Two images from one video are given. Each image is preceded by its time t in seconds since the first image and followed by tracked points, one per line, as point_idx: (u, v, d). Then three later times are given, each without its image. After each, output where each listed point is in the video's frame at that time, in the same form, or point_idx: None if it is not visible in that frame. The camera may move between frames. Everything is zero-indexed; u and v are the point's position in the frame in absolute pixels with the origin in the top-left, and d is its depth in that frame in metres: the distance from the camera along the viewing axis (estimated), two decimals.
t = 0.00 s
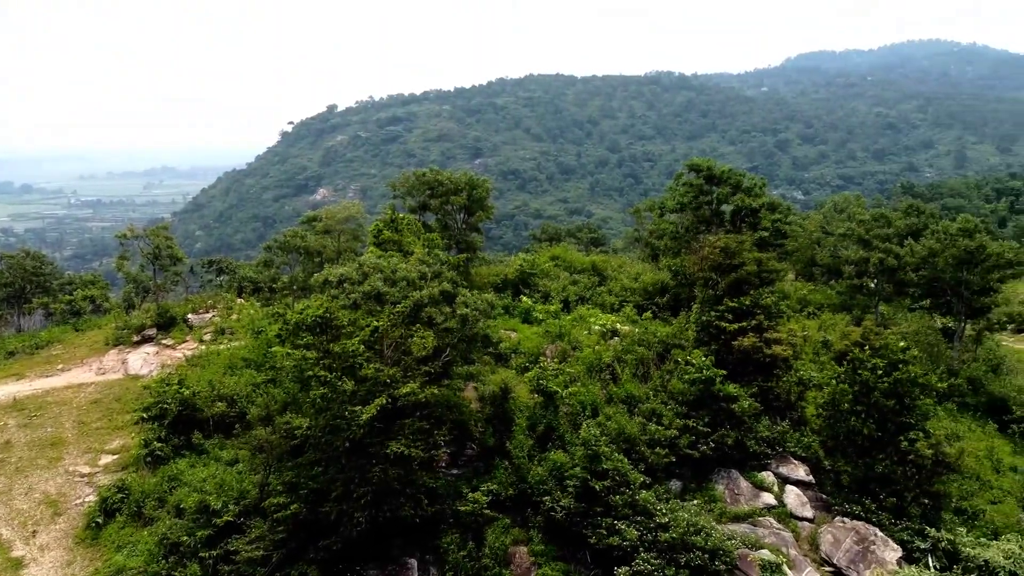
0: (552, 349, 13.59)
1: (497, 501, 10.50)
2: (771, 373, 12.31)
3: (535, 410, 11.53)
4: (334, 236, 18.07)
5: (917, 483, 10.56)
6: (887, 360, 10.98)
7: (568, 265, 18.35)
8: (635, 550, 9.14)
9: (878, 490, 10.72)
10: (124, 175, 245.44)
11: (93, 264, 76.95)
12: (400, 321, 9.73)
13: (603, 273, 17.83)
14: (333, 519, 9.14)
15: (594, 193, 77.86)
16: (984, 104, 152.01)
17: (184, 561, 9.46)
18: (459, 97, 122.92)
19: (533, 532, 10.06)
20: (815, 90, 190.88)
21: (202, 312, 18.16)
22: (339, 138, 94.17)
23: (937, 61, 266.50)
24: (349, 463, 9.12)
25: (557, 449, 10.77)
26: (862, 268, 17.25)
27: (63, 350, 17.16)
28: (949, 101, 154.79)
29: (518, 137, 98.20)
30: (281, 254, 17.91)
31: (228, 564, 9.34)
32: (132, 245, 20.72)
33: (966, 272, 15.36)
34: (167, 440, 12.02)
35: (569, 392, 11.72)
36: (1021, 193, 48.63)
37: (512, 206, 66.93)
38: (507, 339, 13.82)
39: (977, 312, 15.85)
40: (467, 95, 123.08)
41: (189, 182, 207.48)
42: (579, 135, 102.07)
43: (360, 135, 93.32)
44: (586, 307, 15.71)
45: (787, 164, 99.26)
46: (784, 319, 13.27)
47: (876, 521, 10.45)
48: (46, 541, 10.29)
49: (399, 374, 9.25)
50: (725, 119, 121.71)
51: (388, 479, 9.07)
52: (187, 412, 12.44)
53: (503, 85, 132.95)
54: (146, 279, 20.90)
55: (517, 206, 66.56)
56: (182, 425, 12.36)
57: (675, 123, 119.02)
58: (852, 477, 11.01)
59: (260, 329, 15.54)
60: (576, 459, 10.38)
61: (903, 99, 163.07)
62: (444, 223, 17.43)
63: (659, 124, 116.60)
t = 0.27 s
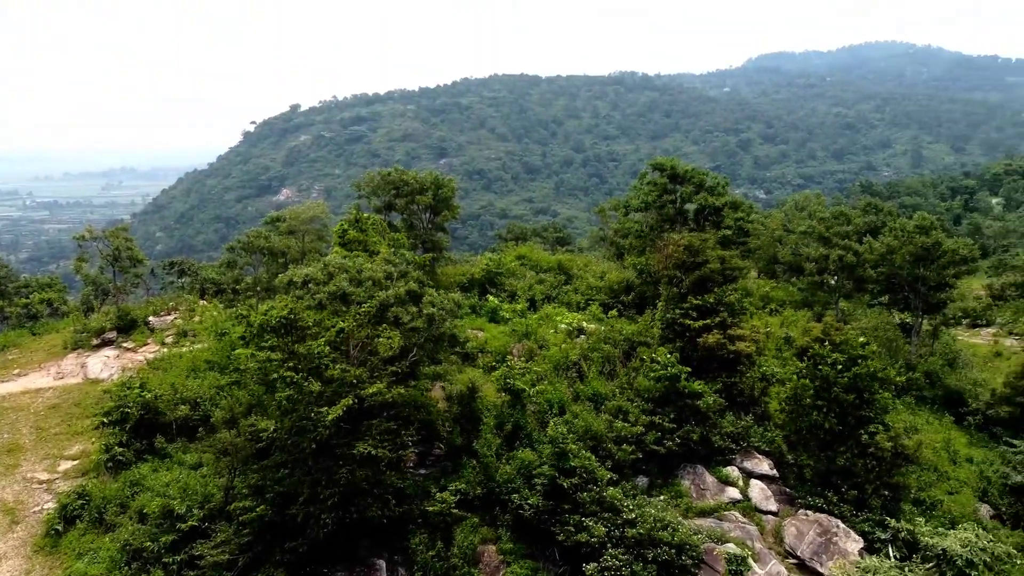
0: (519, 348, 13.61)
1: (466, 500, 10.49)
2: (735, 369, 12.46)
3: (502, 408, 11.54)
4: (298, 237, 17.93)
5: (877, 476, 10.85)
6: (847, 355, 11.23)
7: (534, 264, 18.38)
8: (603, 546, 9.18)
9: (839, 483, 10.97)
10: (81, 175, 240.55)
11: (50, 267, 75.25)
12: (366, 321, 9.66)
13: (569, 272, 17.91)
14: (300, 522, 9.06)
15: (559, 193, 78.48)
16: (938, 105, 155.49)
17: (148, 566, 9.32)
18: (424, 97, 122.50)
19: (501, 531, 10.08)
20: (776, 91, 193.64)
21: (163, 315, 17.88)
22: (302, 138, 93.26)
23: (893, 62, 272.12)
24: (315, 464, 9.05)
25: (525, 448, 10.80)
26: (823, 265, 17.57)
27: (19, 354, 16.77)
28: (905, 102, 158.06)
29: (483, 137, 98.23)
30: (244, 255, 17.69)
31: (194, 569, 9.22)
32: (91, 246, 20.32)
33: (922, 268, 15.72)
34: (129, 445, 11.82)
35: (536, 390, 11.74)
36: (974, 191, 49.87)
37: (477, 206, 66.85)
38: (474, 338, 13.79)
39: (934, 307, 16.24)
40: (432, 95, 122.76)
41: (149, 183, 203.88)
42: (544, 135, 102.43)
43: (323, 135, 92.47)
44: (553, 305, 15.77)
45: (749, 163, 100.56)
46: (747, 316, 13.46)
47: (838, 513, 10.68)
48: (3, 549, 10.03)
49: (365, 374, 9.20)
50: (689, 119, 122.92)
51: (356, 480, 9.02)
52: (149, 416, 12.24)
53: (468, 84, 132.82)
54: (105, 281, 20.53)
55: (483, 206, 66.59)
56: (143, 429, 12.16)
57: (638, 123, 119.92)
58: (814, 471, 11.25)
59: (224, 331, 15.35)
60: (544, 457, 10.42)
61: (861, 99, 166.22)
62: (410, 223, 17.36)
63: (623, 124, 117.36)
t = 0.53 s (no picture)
0: (485, 348, 13.59)
1: (433, 500, 10.47)
2: (699, 366, 12.60)
3: (469, 408, 11.56)
4: (262, 237, 17.77)
5: (838, 469, 11.08)
6: (807, 350, 11.44)
7: (500, 263, 18.40)
8: (570, 543, 9.22)
9: (802, 476, 11.18)
10: (35, 176, 234.88)
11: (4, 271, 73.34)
12: (330, 321, 9.59)
13: (534, 271, 17.96)
14: (266, 524, 8.95)
15: (524, 192, 79.24)
16: (894, 105, 158.80)
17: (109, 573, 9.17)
18: (387, 97, 121.86)
19: (469, 531, 10.08)
20: (737, 91, 196.13)
21: (123, 318, 17.56)
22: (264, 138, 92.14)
23: (850, 63, 277.40)
24: (279, 465, 8.96)
25: (492, 447, 10.82)
26: (784, 262, 17.85)
27: None
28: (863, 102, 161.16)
29: (448, 137, 98.09)
30: (206, 256, 17.44)
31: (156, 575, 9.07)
32: (47, 248, 19.87)
33: (880, 264, 16.06)
34: (88, 450, 11.61)
35: (502, 389, 11.77)
36: (929, 190, 51.03)
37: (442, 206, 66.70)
38: (440, 338, 13.74)
39: (891, 303, 16.60)
40: (395, 95, 122.26)
41: (106, 184, 199.88)
42: (508, 134, 103.08)
43: (285, 135, 91.47)
44: (518, 304, 15.80)
45: (711, 163, 101.71)
46: (710, 313, 13.64)
47: (801, 506, 10.88)
48: None
49: (330, 375, 9.15)
50: (651, 119, 124.05)
51: (322, 482, 8.95)
52: (109, 421, 12.02)
53: (432, 84, 132.52)
54: (62, 284, 20.11)
55: (448, 206, 66.50)
56: (103, 434, 11.94)
57: (602, 123, 120.70)
58: (778, 465, 11.44)
59: (186, 333, 15.14)
60: (510, 455, 10.45)
61: (819, 99, 169.28)
62: (374, 223, 17.28)
63: (587, 123, 117.95)
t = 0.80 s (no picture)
0: (456, 347, 13.55)
1: (404, 500, 10.44)
2: (668, 363, 12.70)
3: (440, 407, 11.53)
4: (229, 238, 17.60)
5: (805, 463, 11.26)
6: (774, 347, 11.61)
7: (470, 263, 18.38)
8: (542, 541, 9.24)
9: (769, 471, 11.33)
10: None
11: None
12: (300, 321, 9.52)
13: (504, 270, 17.98)
14: (235, 528, 8.85)
15: (493, 191, 79.46)
16: (856, 106, 161.40)
17: None
18: (355, 97, 121.07)
19: (441, 531, 10.05)
20: (704, 92, 197.96)
21: (86, 321, 17.25)
22: (230, 138, 91.08)
23: (814, 64, 281.51)
24: (249, 467, 8.88)
25: (464, 447, 10.81)
26: (750, 261, 18.05)
27: None
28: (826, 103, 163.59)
29: (416, 137, 97.79)
30: (171, 257, 17.20)
31: None
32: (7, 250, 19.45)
33: (844, 262, 16.30)
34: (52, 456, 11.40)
35: (473, 389, 11.76)
36: (891, 189, 51.94)
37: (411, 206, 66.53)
38: (411, 338, 13.67)
39: (855, 300, 16.89)
40: (363, 95, 121.61)
41: (67, 185, 196.13)
42: (478, 134, 103.62)
43: (252, 135, 90.49)
44: (489, 304, 15.80)
45: (679, 162, 102.55)
46: (679, 311, 13.78)
47: (769, 500, 11.03)
48: None
49: (300, 375, 9.08)
50: (619, 120, 124.83)
51: (292, 483, 8.88)
52: (73, 426, 11.81)
53: (400, 84, 132.01)
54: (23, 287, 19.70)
55: (417, 206, 66.32)
56: (67, 439, 11.74)
57: (571, 122, 121.14)
58: (746, 460, 11.59)
59: (152, 335, 14.93)
60: (482, 455, 10.45)
61: (784, 100, 171.60)
62: (343, 223, 17.18)
63: (556, 123, 118.22)
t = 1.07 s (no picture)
0: (418, 347, 13.48)
1: (368, 501, 10.36)
2: (629, 361, 12.83)
3: (402, 408, 11.48)
4: (185, 239, 17.33)
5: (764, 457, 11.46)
6: (732, 344, 11.84)
7: (431, 263, 18.32)
8: (506, 539, 9.28)
9: (729, 466, 11.52)
10: None
11: None
12: (259, 323, 9.42)
13: (466, 270, 17.96)
14: (195, 533, 8.71)
15: (454, 191, 79.29)
16: (811, 106, 164.34)
17: None
18: (313, 96, 119.90)
19: (404, 531, 10.01)
20: (663, 91, 199.75)
21: (38, 325, 16.84)
22: (185, 138, 89.57)
23: (770, 65, 285.99)
24: (208, 471, 8.76)
25: (427, 447, 10.78)
26: (709, 259, 18.29)
27: None
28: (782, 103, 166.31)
29: (376, 137, 97.20)
30: (126, 259, 16.86)
31: None
32: None
33: (800, 259, 16.59)
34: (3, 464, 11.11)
35: (435, 389, 11.74)
36: (845, 187, 53.01)
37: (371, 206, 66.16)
38: (372, 338, 13.55)
39: (812, 296, 17.22)
40: (322, 94, 120.52)
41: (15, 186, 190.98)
42: (438, 134, 103.49)
43: (208, 135, 89.10)
44: (451, 303, 15.76)
45: (639, 162, 103.47)
46: (639, 309, 13.91)
47: (729, 494, 11.22)
48: None
49: (260, 377, 8.98)
50: (579, 120, 125.51)
51: (252, 486, 8.78)
52: (26, 433, 11.52)
53: (359, 83, 131.08)
54: None
55: (377, 206, 65.94)
56: (19, 447, 11.44)
57: (531, 122, 121.45)
58: (706, 455, 11.76)
59: (107, 339, 14.63)
60: (445, 455, 10.43)
61: (741, 100, 174.12)
62: (302, 223, 17.01)
63: (517, 123, 118.41)
